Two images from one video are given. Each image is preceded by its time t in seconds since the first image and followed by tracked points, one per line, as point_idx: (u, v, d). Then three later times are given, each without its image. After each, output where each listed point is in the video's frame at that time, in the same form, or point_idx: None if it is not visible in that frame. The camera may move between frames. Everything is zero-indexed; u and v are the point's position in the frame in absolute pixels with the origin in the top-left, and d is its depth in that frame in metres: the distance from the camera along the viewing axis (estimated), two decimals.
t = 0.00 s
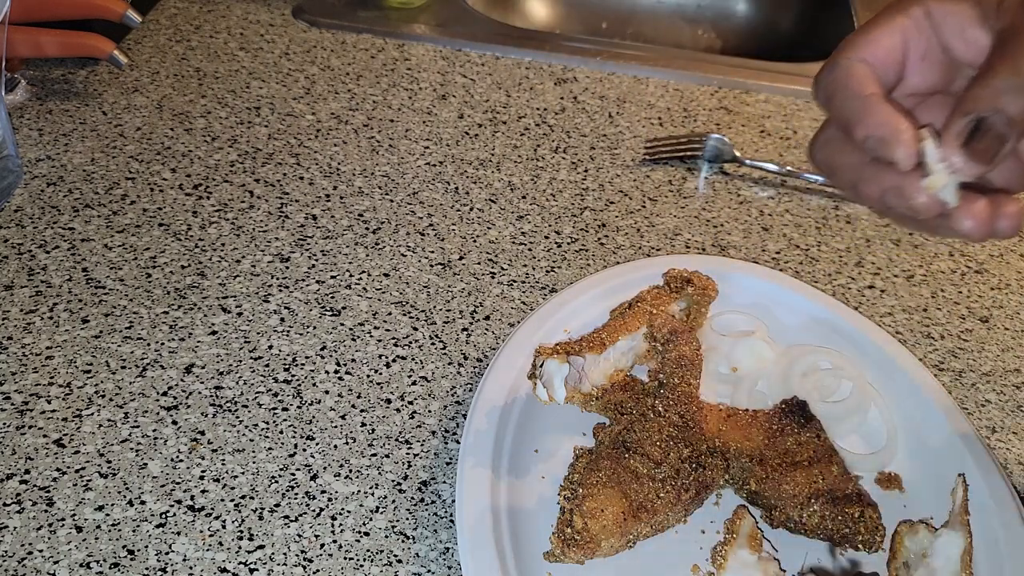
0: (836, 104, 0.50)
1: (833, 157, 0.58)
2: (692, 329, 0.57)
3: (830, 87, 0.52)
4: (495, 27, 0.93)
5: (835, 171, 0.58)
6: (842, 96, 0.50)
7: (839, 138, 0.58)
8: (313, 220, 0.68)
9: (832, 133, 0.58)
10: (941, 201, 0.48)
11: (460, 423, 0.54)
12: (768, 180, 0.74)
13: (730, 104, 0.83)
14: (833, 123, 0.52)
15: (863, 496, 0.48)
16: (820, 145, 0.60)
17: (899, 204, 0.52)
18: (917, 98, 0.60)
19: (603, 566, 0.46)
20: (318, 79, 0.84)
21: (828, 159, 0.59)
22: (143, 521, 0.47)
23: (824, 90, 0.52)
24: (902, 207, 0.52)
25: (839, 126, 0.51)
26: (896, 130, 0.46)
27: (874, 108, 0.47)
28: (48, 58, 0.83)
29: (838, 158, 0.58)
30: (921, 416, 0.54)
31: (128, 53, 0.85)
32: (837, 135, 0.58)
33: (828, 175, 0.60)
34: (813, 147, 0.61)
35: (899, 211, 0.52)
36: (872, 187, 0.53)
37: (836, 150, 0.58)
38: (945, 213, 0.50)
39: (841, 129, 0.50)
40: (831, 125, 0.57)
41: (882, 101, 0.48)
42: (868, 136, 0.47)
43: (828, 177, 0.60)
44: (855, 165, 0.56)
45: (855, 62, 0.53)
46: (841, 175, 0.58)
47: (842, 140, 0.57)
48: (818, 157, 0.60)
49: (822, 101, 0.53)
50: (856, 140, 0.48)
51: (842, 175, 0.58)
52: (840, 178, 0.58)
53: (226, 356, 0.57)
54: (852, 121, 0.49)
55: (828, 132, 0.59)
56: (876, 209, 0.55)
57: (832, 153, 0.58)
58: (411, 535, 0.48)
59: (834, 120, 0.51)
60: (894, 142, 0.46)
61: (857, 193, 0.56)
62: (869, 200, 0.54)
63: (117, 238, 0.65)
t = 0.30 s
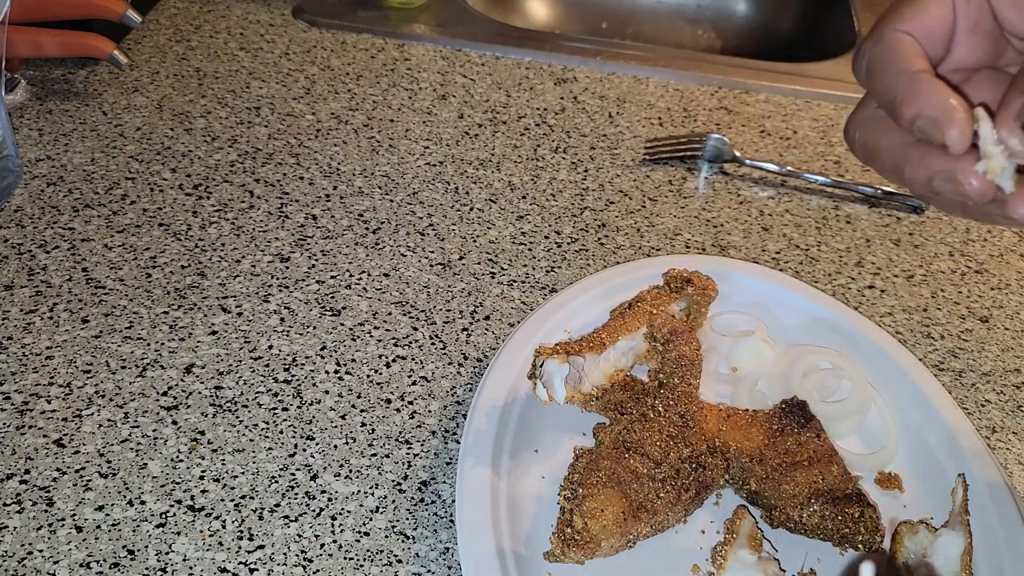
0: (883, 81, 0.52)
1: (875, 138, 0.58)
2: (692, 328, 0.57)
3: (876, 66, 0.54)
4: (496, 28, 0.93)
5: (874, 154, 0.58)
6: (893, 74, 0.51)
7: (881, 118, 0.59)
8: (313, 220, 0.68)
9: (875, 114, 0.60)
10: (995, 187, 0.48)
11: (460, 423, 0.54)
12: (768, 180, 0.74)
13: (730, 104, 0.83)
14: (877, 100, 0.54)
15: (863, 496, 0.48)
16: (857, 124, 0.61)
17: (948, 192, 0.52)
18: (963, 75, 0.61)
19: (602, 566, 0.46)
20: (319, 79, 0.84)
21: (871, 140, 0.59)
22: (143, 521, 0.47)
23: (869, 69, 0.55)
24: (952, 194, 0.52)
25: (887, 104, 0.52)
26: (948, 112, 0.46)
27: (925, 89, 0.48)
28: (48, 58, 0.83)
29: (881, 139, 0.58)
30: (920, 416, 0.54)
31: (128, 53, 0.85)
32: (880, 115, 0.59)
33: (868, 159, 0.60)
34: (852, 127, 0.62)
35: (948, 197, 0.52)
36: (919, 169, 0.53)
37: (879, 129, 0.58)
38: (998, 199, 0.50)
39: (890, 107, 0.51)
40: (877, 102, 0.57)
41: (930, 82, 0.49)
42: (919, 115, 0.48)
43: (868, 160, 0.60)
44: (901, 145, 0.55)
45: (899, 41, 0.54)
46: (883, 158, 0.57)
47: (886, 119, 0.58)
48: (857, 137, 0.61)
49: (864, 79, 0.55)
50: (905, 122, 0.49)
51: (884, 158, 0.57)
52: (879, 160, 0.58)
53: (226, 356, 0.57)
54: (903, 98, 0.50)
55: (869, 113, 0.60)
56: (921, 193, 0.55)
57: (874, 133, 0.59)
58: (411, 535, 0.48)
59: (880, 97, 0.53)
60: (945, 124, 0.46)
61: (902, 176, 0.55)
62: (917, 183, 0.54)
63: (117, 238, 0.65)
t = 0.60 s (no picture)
0: (896, 71, 0.52)
1: (885, 129, 0.58)
2: (692, 329, 0.57)
3: (889, 56, 0.54)
4: (496, 28, 0.93)
5: (886, 145, 0.59)
6: (906, 65, 0.52)
7: (893, 108, 0.59)
8: (313, 220, 0.68)
9: (886, 104, 0.59)
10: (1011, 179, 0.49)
11: (460, 423, 0.54)
12: (768, 180, 0.74)
13: (730, 104, 0.83)
14: (889, 90, 0.54)
15: (863, 496, 0.48)
16: (869, 115, 0.61)
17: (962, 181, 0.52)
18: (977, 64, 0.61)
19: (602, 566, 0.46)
20: (319, 79, 0.84)
21: (882, 131, 0.59)
22: (143, 521, 0.47)
23: (881, 59, 0.55)
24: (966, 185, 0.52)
25: (899, 94, 0.52)
26: (961, 103, 0.47)
27: (939, 80, 0.49)
28: (48, 58, 0.83)
29: (892, 130, 0.58)
30: (920, 417, 0.54)
31: (128, 52, 0.85)
32: (892, 105, 0.59)
33: (879, 150, 0.60)
34: (863, 118, 0.61)
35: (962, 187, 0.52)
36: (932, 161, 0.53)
37: (891, 119, 0.58)
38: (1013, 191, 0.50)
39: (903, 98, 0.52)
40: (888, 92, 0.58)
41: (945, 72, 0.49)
42: (933, 106, 0.48)
43: (878, 150, 0.60)
44: (914, 136, 0.56)
45: (913, 32, 0.54)
46: (894, 148, 0.58)
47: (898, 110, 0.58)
48: (868, 127, 0.60)
49: (877, 70, 0.55)
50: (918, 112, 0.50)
51: (895, 148, 0.58)
52: (891, 151, 0.58)
53: (226, 356, 0.57)
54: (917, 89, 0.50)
55: (879, 103, 0.60)
56: (933, 186, 0.56)
57: (885, 124, 0.59)
58: (411, 535, 0.48)
59: (892, 88, 0.53)
60: (958, 114, 0.47)
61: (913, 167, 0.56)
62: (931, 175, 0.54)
63: (117, 238, 0.65)
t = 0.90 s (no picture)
0: (897, 57, 0.52)
1: (885, 116, 0.59)
2: (692, 328, 0.57)
3: (890, 42, 0.54)
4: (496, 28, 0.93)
5: (886, 132, 0.59)
6: (906, 51, 0.51)
7: (892, 96, 0.59)
8: (313, 220, 0.68)
9: (886, 91, 0.60)
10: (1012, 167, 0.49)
11: (460, 423, 0.54)
12: (768, 180, 0.74)
13: (730, 104, 0.83)
14: (890, 76, 0.54)
15: (864, 496, 0.48)
16: (869, 101, 0.61)
17: (960, 168, 0.52)
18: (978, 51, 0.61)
19: (602, 566, 0.46)
20: (319, 79, 0.84)
21: (882, 117, 0.59)
22: (143, 521, 0.47)
23: (882, 45, 0.55)
24: (964, 172, 0.52)
25: (900, 81, 0.52)
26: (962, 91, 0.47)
27: (940, 67, 0.48)
28: (48, 58, 0.83)
29: (891, 117, 0.58)
30: (919, 416, 0.54)
31: (128, 53, 0.85)
32: (891, 92, 0.59)
33: (879, 136, 0.60)
34: (863, 105, 0.62)
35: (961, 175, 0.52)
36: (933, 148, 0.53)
37: (890, 106, 0.58)
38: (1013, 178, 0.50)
39: (903, 83, 0.52)
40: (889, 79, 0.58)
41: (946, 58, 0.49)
42: (932, 94, 0.48)
43: (878, 137, 0.60)
44: (914, 123, 0.56)
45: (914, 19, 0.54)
46: (894, 135, 0.58)
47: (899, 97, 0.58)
48: (867, 114, 0.61)
49: (879, 55, 0.55)
50: (919, 98, 0.50)
51: (896, 135, 0.58)
52: (891, 137, 0.59)
53: (226, 356, 0.57)
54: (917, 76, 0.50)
55: (879, 90, 0.60)
56: (934, 173, 0.56)
57: (885, 111, 0.59)
58: (411, 535, 0.48)
59: (893, 73, 0.53)
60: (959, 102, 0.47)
61: (913, 154, 0.56)
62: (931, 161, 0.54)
63: (117, 238, 0.65)
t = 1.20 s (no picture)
0: (890, 50, 0.52)
1: (877, 109, 0.59)
2: (692, 329, 0.57)
3: (883, 35, 0.54)
4: (496, 27, 0.93)
5: (878, 125, 0.59)
6: (898, 45, 0.51)
7: (886, 90, 0.59)
8: (313, 220, 0.68)
9: (878, 85, 0.61)
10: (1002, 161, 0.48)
11: (460, 423, 0.54)
12: (768, 180, 0.74)
13: (730, 104, 0.83)
14: (883, 69, 0.54)
15: (864, 496, 0.48)
16: (862, 95, 0.62)
17: (950, 163, 0.52)
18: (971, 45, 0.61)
19: (602, 566, 0.46)
20: (319, 79, 0.84)
21: (876, 111, 0.59)
22: (143, 521, 0.47)
23: (874, 39, 0.55)
24: (954, 168, 0.52)
25: (892, 74, 0.52)
26: (953, 85, 0.46)
27: (932, 61, 0.48)
28: (48, 58, 0.83)
29: (883, 110, 0.59)
30: (919, 416, 0.54)
31: (128, 52, 0.85)
32: (885, 87, 0.59)
33: (872, 129, 0.61)
34: (856, 99, 0.63)
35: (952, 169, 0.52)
36: (922, 142, 0.54)
37: (885, 101, 0.59)
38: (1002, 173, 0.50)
39: (892, 75, 0.52)
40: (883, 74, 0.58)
41: (938, 52, 0.49)
42: (923, 88, 0.48)
43: (872, 130, 0.61)
44: (906, 117, 0.56)
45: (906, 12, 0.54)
46: (888, 130, 0.58)
47: (891, 90, 0.59)
48: (860, 108, 0.62)
49: (871, 48, 0.55)
50: (911, 91, 0.49)
51: (887, 129, 0.58)
52: (884, 132, 0.59)
53: (226, 356, 0.57)
54: (909, 69, 0.50)
55: (872, 84, 0.61)
56: (926, 167, 0.56)
57: (878, 104, 0.60)
58: (411, 535, 0.48)
59: (885, 67, 0.53)
60: (950, 96, 0.47)
61: (904, 147, 0.56)
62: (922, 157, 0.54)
63: (117, 238, 0.65)
